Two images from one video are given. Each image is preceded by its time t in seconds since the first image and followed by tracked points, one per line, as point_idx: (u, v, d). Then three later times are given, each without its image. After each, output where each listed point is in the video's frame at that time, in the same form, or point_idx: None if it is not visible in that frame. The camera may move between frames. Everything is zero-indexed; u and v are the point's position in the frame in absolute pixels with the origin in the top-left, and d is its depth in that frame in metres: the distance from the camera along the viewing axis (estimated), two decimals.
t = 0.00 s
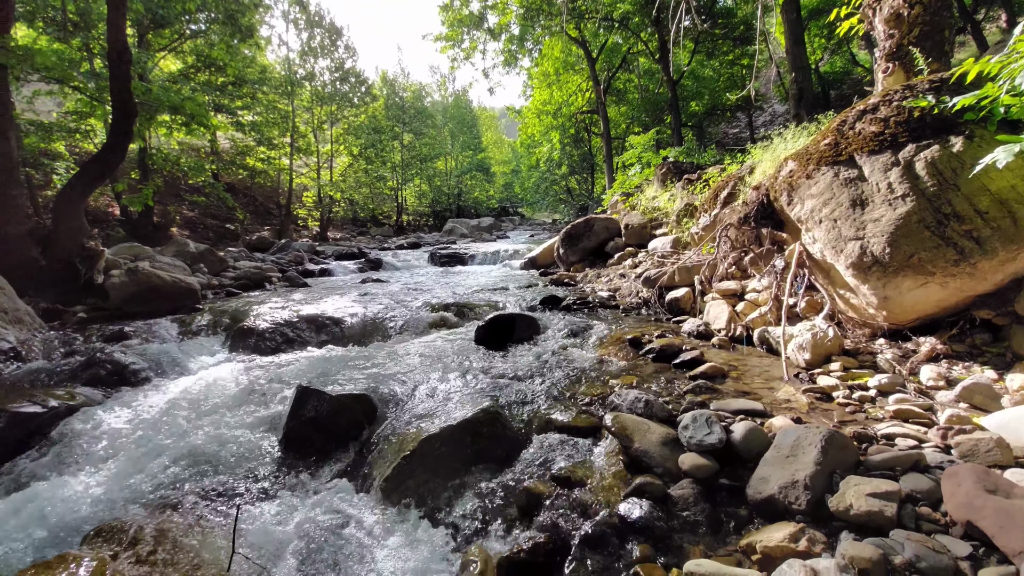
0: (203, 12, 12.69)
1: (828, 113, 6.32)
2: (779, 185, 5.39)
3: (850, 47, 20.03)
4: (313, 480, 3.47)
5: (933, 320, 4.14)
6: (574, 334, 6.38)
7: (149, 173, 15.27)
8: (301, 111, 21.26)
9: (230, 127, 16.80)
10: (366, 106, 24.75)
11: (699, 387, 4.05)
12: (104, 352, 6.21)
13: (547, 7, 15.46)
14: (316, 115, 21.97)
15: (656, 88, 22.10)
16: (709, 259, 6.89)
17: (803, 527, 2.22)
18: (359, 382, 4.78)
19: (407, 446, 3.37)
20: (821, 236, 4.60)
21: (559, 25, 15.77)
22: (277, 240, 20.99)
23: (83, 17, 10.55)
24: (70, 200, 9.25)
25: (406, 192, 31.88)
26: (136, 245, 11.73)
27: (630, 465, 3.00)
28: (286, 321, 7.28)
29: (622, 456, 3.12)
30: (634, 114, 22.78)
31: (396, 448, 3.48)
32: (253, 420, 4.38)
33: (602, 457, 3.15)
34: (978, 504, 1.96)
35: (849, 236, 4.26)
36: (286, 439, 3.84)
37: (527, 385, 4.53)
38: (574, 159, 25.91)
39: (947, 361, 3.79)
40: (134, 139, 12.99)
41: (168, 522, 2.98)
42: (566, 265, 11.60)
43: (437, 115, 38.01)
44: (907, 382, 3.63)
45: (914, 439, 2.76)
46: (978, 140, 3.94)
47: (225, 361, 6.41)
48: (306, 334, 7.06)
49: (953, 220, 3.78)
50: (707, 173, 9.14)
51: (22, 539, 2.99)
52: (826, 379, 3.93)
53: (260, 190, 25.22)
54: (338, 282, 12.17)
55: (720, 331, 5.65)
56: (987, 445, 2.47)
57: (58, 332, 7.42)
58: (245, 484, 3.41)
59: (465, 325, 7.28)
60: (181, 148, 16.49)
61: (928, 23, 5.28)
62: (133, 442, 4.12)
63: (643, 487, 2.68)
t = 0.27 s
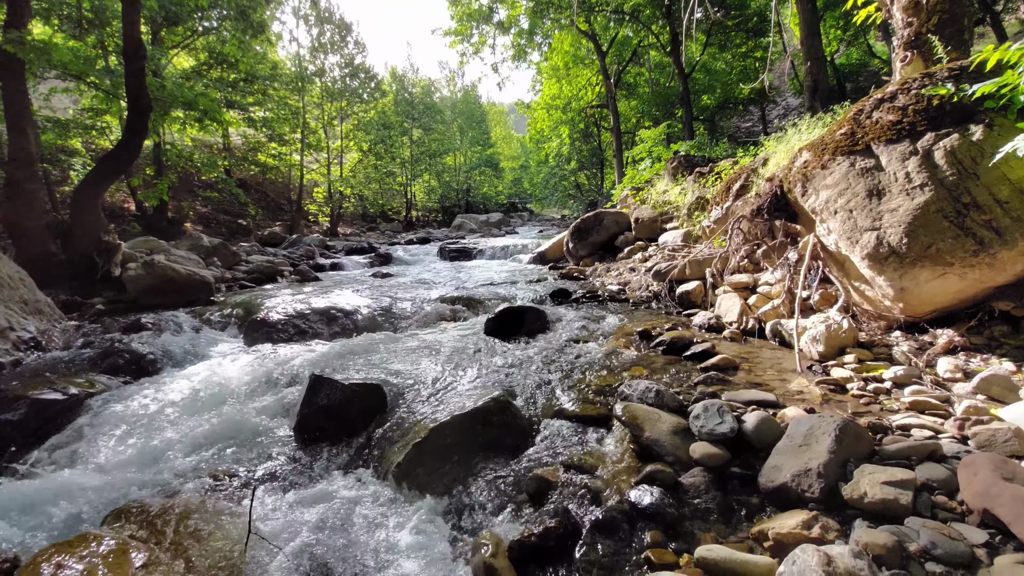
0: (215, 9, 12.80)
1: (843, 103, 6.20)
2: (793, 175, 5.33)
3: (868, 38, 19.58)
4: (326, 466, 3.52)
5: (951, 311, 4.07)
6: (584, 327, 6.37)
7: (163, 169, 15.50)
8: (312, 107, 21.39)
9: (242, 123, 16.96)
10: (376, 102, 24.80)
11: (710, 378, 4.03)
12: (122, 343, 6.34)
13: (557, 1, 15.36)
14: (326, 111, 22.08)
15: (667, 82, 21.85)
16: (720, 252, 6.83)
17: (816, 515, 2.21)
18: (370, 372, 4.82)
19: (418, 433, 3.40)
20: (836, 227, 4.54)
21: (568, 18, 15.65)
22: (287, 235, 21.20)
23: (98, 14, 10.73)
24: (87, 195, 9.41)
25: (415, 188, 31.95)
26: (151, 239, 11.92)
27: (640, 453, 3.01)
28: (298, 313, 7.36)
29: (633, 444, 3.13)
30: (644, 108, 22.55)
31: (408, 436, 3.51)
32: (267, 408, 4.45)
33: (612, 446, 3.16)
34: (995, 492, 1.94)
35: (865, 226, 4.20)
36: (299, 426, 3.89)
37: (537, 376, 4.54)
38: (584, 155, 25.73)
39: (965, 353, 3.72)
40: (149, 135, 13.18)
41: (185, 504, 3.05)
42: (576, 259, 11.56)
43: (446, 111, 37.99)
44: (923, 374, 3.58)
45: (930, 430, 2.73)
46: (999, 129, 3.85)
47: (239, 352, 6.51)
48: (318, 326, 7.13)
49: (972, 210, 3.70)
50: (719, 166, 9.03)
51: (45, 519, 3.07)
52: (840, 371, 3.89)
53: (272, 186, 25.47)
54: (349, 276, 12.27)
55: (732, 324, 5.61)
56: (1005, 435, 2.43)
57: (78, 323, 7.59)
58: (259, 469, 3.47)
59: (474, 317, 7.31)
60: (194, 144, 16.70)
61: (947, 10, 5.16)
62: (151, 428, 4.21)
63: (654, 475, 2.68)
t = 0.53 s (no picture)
0: (226, 6, 12.89)
1: (858, 94, 6.11)
2: (807, 166, 5.28)
3: (883, 30, 19.21)
4: (339, 450, 3.58)
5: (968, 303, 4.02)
6: (593, 319, 6.37)
7: (175, 164, 15.70)
8: (321, 103, 21.48)
9: (252, 119, 17.10)
10: (384, 97, 24.85)
11: (722, 368, 4.02)
12: (139, 333, 6.47)
13: None
14: (335, 108, 22.18)
15: (677, 76, 21.64)
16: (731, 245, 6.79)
17: (830, 501, 2.21)
18: (382, 362, 4.87)
19: (430, 421, 3.44)
20: (851, 218, 4.49)
21: (577, 12, 15.55)
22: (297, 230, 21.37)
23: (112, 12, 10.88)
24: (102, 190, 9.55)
25: (423, 184, 32.01)
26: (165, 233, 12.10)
27: (652, 441, 3.01)
28: (310, 305, 7.45)
29: (644, 432, 3.13)
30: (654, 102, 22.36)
31: (420, 423, 3.56)
32: (280, 397, 4.51)
33: (623, 434, 3.17)
34: (1012, 478, 1.93)
35: (881, 217, 4.14)
36: (313, 413, 3.95)
37: (548, 366, 4.55)
38: (592, 150, 25.59)
39: (982, 345, 3.67)
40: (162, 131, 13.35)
41: (202, 485, 3.11)
42: (584, 253, 11.54)
43: (454, 107, 37.95)
44: (939, 365, 3.54)
45: (946, 419, 2.70)
46: (1018, 117, 3.77)
47: (252, 342, 6.61)
48: (329, 318, 7.22)
49: (991, 199, 3.64)
50: (731, 159, 8.95)
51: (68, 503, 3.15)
52: (854, 362, 3.86)
53: (281, 182, 25.67)
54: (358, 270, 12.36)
55: (743, 316, 5.59)
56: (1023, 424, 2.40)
57: (95, 314, 7.74)
58: (275, 453, 3.54)
59: (484, 310, 7.33)
60: (205, 140, 16.88)
61: None
62: (167, 416, 4.29)
63: (666, 461, 2.69)
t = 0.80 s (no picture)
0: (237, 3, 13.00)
1: (874, 85, 6.02)
2: (822, 159, 5.22)
3: (899, 22, 18.82)
4: (354, 438, 3.63)
5: (986, 296, 3.96)
6: (603, 314, 6.37)
7: (188, 162, 15.91)
8: (330, 100, 21.61)
9: (263, 116, 17.25)
10: (393, 94, 24.89)
11: (734, 361, 4.01)
12: (155, 325, 6.59)
13: None
14: (344, 104, 22.27)
15: (687, 70, 21.41)
16: (743, 239, 6.74)
17: (846, 490, 2.20)
18: (394, 354, 4.91)
19: (443, 411, 3.47)
20: (866, 210, 4.43)
21: (587, 6, 15.44)
22: (307, 226, 21.55)
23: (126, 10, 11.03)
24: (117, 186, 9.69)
25: (431, 181, 32.08)
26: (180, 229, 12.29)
27: (664, 432, 3.02)
28: (321, 299, 7.53)
29: (656, 423, 3.14)
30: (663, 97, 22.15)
31: (432, 413, 3.59)
32: (294, 387, 4.57)
33: (635, 424, 3.18)
34: None
35: (897, 209, 4.08)
36: (327, 403, 4.00)
37: (559, 359, 4.57)
38: (601, 146, 25.45)
39: (1000, 338, 3.62)
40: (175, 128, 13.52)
41: (220, 471, 3.17)
42: (593, 249, 11.51)
43: (463, 103, 37.92)
44: (956, 358, 3.50)
45: (963, 411, 2.68)
46: None
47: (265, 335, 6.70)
48: (340, 312, 7.30)
49: (1011, 190, 3.58)
50: (743, 153, 8.85)
51: (90, 490, 3.23)
52: (868, 355, 3.82)
53: (291, 179, 25.85)
54: (368, 265, 12.44)
55: (755, 311, 5.55)
56: None
57: (112, 307, 7.89)
58: (290, 441, 3.60)
59: (493, 304, 7.36)
60: (217, 137, 17.07)
61: None
62: (184, 405, 4.37)
63: (678, 451, 2.70)
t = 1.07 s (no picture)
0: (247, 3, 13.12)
1: (888, 80, 5.95)
2: (835, 154, 5.17)
3: (913, 17, 18.52)
4: (366, 431, 3.67)
5: (1003, 292, 3.90)
6: (612, 310, 6.37)
7: (200, 161, 16.10)
8: (339, 100, 21.75)
9: (273, 115, 17.41)
10: (401, 93, 24.97)
11: (746, 357, 3.99)
12: (170, 320, 6.69)
13: None
14: (352, 104, 22.37)
15: (697, 68, 21.25)
16: (754, 236, 6.70)
17: (860, 483, 2.19)
18: (404, 349, 4.95)
19: (454, 405, 3.49)
20: (880, 205, 4.38)
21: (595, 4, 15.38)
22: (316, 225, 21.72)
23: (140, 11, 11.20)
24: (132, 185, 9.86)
25: (439, 179, 32.16)
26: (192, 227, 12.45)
27: (676, 425, 3.02)
28: (332, 295, 7.60)
29: (667, 417, 3.14)
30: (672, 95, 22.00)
31: (443, 407, 3.62)
32: (306, 381, 4.63)
33: (646, 418, 3.19)
34: None
35: (912, 204, 4.03)
36: (338, 397, 4.05)
37: (569, 354, 4.57)
38: (609, 144, 25.35)
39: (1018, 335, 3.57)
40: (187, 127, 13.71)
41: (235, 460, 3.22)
42: (602, 246, 11.49)
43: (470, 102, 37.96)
44: (972, 354, 3.46)
45: (979, 407, 2.65)
46: None
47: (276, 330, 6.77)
48: (351, 308, 7.36)
49: None
50: (754, 150, 8.79)
51: (108, 480, 3.29)
52: (882, 351, 3.78)
53: (301, 178, 26.05)
54: (377, 263, 12.51)
55: (766, 308, 5.52)
56: None
57: (128, 303, 8.03)
58: (303, 432, 3.64)
59: (502, 301, 7.38)
60: (228, 137, 17.26)
61: None
62: (199, 398, 4.45)
63: (691, 445, 2.70)
